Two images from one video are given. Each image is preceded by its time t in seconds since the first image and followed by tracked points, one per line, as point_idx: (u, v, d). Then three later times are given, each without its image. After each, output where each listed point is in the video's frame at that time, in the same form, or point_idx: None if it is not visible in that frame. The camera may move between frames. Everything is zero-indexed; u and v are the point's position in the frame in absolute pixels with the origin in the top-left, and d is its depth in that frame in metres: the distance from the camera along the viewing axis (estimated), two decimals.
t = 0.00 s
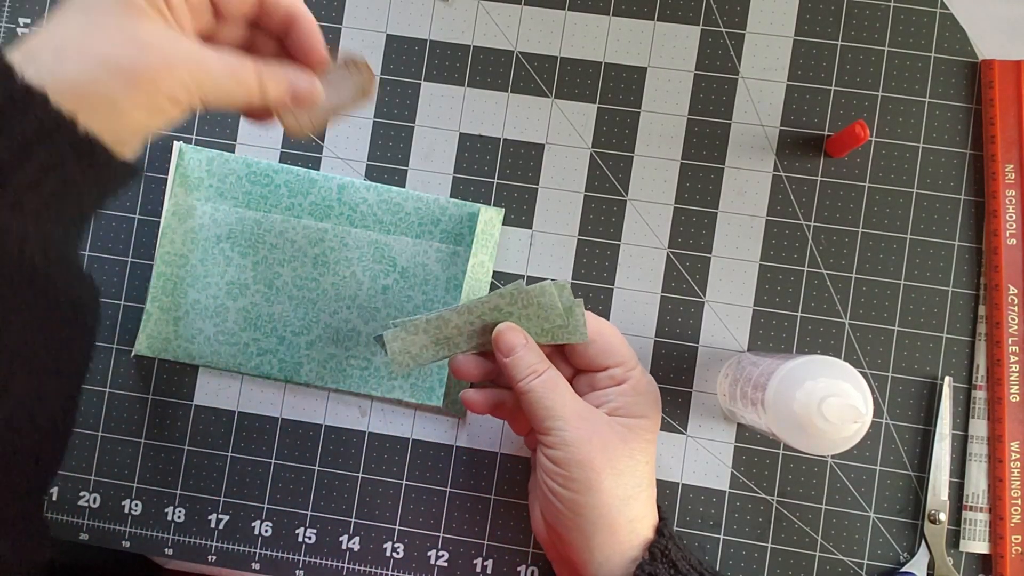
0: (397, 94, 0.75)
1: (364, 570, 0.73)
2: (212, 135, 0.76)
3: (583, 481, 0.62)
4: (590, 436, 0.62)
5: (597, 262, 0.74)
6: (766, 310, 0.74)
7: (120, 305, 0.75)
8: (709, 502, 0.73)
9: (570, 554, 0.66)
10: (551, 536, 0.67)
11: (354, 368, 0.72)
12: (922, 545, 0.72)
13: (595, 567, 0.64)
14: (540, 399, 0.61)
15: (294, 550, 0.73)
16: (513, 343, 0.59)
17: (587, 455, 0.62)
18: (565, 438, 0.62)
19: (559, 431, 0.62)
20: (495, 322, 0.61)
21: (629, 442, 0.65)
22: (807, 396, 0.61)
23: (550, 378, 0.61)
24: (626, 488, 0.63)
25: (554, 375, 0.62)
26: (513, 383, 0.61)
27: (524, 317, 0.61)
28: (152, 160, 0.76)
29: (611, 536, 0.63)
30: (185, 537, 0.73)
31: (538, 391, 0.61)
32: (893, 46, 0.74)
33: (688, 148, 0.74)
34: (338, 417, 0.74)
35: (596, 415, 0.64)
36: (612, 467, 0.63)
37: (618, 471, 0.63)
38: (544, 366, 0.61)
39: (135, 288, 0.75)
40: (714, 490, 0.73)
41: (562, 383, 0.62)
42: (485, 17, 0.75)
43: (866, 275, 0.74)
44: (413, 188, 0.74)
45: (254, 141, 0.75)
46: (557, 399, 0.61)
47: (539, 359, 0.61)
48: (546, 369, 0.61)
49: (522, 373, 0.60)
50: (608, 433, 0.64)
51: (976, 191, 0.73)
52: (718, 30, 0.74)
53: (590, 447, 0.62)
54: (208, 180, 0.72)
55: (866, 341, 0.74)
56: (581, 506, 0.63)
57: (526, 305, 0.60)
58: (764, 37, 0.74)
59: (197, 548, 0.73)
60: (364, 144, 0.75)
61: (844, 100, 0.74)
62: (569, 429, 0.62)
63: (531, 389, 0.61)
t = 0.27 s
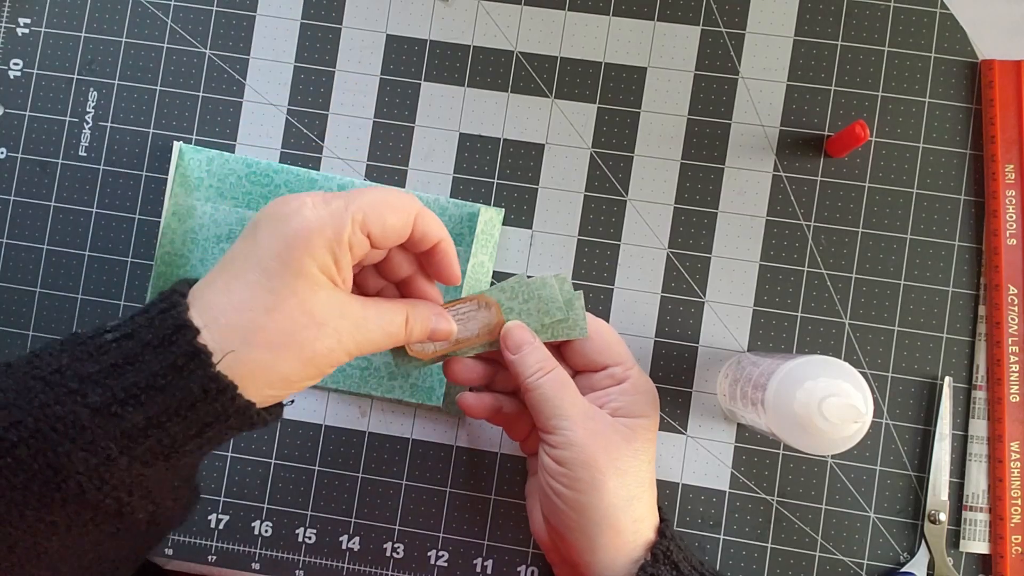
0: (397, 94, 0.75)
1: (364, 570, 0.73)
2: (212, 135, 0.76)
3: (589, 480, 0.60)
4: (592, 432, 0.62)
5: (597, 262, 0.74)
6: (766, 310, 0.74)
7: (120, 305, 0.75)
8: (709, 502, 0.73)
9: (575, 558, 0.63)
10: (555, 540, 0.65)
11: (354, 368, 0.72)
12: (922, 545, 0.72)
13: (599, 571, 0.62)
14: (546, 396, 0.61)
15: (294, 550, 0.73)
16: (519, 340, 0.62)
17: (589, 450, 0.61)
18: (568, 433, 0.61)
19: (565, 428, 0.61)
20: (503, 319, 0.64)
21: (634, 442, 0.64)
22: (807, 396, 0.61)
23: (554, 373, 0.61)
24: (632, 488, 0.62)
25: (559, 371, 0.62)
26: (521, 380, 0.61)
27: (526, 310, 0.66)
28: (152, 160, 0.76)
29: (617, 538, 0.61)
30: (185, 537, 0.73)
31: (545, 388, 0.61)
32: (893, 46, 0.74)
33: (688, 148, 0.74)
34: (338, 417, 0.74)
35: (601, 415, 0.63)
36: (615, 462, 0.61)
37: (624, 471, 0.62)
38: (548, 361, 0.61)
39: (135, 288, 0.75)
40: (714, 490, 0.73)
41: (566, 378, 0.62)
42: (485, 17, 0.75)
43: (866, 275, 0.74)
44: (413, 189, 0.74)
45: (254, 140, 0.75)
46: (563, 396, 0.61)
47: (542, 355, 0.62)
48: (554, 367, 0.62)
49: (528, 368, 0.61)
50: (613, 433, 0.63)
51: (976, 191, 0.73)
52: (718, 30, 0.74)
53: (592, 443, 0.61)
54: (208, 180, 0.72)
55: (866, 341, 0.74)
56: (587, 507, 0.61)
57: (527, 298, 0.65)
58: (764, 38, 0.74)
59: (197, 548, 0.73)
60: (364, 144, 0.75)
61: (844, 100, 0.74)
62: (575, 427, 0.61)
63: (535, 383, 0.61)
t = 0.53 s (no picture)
0: (397, 94, 0.75)
1: (364, 570, 0.73)
2: (212, 135, 0.76)
3: (596, 480, 0.60)
4: (597, 429, 0.61)
5: (597, 262, 0.74)
6: (766, 310, 0.74)
7: (120, 305, 0.75)
8: (709, 502, 0.73)
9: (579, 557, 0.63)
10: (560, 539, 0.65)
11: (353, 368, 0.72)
12: (922, 545, 0.72)
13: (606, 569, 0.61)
14: (553, 395, 0.60)
15: (294, 550, 0.73)
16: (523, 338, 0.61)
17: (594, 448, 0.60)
18: (574, 431, 0.60)
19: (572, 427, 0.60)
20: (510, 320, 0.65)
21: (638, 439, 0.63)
22: (807, 396, 0.61)
23: (557, 370, 0.61)
24: (639, 487, 0.61)
25: (563, 369, 0.61)
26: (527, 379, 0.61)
27: (525, 309, 0.66)
28: (152, 160, 0.76)
29: (624, 536, 0.61)
30: (185, 537, 0.73)
31: (551, 386, 0.60)
32: (893, 46, 0.74)
33: (688, 148, 0.74)
34: (337, 416, 0.74)
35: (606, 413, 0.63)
36: (620, 460, 0.61)
37: (630, 469, 0.61)
38: (552, 360, 0.61)
39: (135, 288, 0.75)
40: (714, 490, 0.73)
41: (570, 376, 0.62)
42: (485, 17, 0.75)
43: (866, 275, 0.74)
44: (413, 188, 0.74)
45: (254, 141, 0.75)
46: (569, 395, 0.61)
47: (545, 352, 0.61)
48: (558, 365, 0.61)
49: (533, 366, 0.60)
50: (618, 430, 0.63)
51: (976, 191, 0.73)
52: (718, 30, 0.74)
53: (597, 441, 0.60)
54: (208, 180, 0.72)
55: (866, 341, 0.74)
56: (594, 506, 0.60)
57: (526, 297, 0.65)
58: (764, 38, 0.74)
59: (197, 548, 0.73)
60: (364, 144, 0.75)
61: (844, 100, 0.74)
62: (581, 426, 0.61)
63: (540, 381, 0.60)
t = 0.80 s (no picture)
0: (397, 94, 0.75)
1: (364, 570, 0.73)
2: (212, 135, 0.76)
3: (601, 477, 0.60)
4: (602, 427, 0.61)
5: (597, 262, 0.74)
6: (766, 310, 0.74)
7: (120, 305, 0.75)
8: (709, 502, 0.73)
9: (583, 556, 0.63)
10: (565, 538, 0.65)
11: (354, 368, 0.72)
12: (922, 545, 0.72)
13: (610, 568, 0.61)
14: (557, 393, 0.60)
15: (294, 550, 0.73)
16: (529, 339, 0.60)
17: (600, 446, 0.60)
18: (580, 430, 0.60)
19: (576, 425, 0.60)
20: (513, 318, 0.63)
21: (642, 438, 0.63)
22: (807, 396, 0.61)
23: (564, 368, 0.61)
24: (643, 485, 0.61)
25: (569, 367, 0.61)
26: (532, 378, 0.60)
27: (529, 307, 0.65)
28: (152, 160, 0.76)
29: (629, 534, 0.61)
30: (185, 537, 0.73)
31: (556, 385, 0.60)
32: (893, 46, 0.74)
33: (688, 148, 0.74)
34: (337, 416, 0.74)
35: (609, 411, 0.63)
36: (626, 459, 0.61)
37: (634, 468, 0.61)
38: (559, 358, 0.61)
39: (135, 289, 0.75)
40: (714, 490, 0.73)
41: (576, 374, 0.62)
42: (485, 17, 0.75)
43: (866, 275, 0.74)
44: (413, 188, 0.74)
45: (254, 141, 0.75)
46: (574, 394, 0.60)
47: (551, 350, 0.61)
48: (563, 364, 0.61)
49: (540, 364, 0.60)
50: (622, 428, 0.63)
51: (976, 191, 0.73)
52: (718, 30, 0.74)
53: (604, 439, 0.60)
54: (208, 180, 0.72)
55: (867, 341, 0.74)
56: (599, 504, 0.60)
57: (529, 295, 0.64)
58: (764, 38, 0.74)
59: (197, 548, 0.73)
60: (364, 144, 0.75)
61: (844, 100, 0.74)
62: (586, 424, 0.60)
63: (547, 379, 0.60)
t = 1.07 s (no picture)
0: (397, 94, 0.75)
1: (364, 570, 0.73)
2: (212, 135, 0.76)
3: (606, 476, 0.60)
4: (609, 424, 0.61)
5: (597, 262, 0.74)
6: (766, 310, 0.74)
7: (120, 305, 0.75)
8: (709, 502, 0.73)
9: (585, 554, 0.63)
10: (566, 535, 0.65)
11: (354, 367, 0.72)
12: (922, 545, 0.72)
13: (611, 568, 0.61)
14: (566, 388, 0.61)
15: (294, 550, 0.73)
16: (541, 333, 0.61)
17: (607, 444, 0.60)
18: (587, 427, 0.60)
19: (582, 421, 0.60)
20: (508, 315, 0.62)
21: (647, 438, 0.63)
22: (808, 396, 0.61)
23: (572, 363, 0.61)
24: (647, 485, 0.61)
25: (578, 362, 0.62)
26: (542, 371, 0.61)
27: (525, 299, 0.63)
28: (152, 160, 0.76)
29: (631, 534, 0.61)
30: (185, 537, 0.73)
31: (565, 380, 0.61)
32: (893, 46, 0.74)
33: (688, 148, 0.74)
34: (337, 416, 0.74)
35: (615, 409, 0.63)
36: (632, 456, 0.61)
37: (639, 467, 0.61)
38: (568, 354, 0.62)
39: (135, 289, 0.75)
40: (714, 490, 0.73)
41: (584, 371, 0.62)
42: (485, 17, 0.75)
43: (866, 275, 0.74)
44: (413, 188, 0.74)
45: (254, 141, 0.75)
46: (582, 389, 0.61)
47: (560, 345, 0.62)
48: (572, 360, 0.62)
49: (551, 357, 0.61)
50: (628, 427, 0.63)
51: (976, 191, 0.73)
52: (718, 30, 0.74)
53: (610, 436, 0.60)
54: (208, 180, 0.72)
55: (866, 341, 0.74)
56: (602, 503, 0.60)
57: (522, 289, 0.63)
58: (764, 38, 0.74)
59: (197, 548, 0.73)
60: (364, 144, 0.75)
61: (844, 100, 0.74)
62: (593, 421, 0.60)
63: (556, 373, 0.61)
